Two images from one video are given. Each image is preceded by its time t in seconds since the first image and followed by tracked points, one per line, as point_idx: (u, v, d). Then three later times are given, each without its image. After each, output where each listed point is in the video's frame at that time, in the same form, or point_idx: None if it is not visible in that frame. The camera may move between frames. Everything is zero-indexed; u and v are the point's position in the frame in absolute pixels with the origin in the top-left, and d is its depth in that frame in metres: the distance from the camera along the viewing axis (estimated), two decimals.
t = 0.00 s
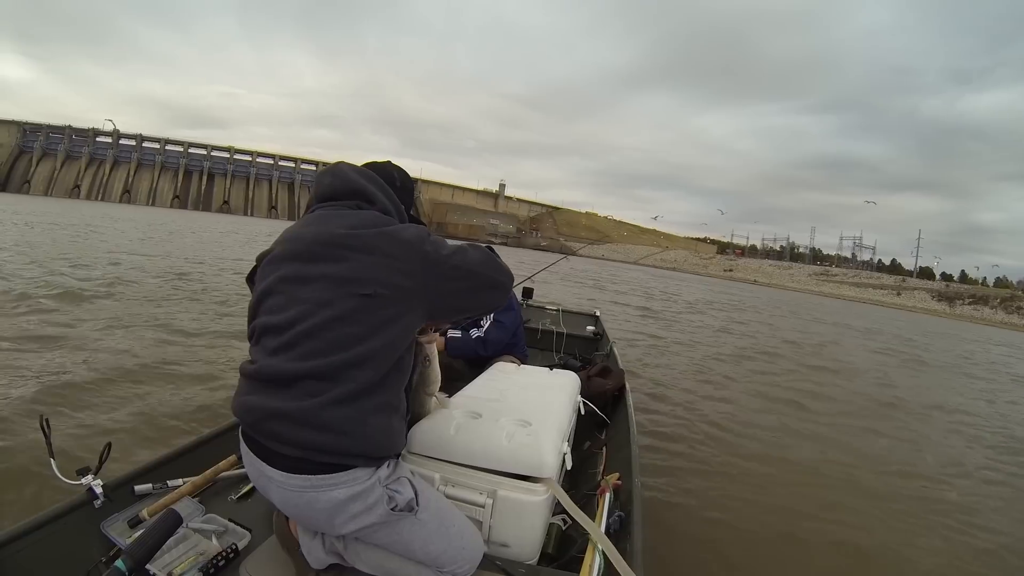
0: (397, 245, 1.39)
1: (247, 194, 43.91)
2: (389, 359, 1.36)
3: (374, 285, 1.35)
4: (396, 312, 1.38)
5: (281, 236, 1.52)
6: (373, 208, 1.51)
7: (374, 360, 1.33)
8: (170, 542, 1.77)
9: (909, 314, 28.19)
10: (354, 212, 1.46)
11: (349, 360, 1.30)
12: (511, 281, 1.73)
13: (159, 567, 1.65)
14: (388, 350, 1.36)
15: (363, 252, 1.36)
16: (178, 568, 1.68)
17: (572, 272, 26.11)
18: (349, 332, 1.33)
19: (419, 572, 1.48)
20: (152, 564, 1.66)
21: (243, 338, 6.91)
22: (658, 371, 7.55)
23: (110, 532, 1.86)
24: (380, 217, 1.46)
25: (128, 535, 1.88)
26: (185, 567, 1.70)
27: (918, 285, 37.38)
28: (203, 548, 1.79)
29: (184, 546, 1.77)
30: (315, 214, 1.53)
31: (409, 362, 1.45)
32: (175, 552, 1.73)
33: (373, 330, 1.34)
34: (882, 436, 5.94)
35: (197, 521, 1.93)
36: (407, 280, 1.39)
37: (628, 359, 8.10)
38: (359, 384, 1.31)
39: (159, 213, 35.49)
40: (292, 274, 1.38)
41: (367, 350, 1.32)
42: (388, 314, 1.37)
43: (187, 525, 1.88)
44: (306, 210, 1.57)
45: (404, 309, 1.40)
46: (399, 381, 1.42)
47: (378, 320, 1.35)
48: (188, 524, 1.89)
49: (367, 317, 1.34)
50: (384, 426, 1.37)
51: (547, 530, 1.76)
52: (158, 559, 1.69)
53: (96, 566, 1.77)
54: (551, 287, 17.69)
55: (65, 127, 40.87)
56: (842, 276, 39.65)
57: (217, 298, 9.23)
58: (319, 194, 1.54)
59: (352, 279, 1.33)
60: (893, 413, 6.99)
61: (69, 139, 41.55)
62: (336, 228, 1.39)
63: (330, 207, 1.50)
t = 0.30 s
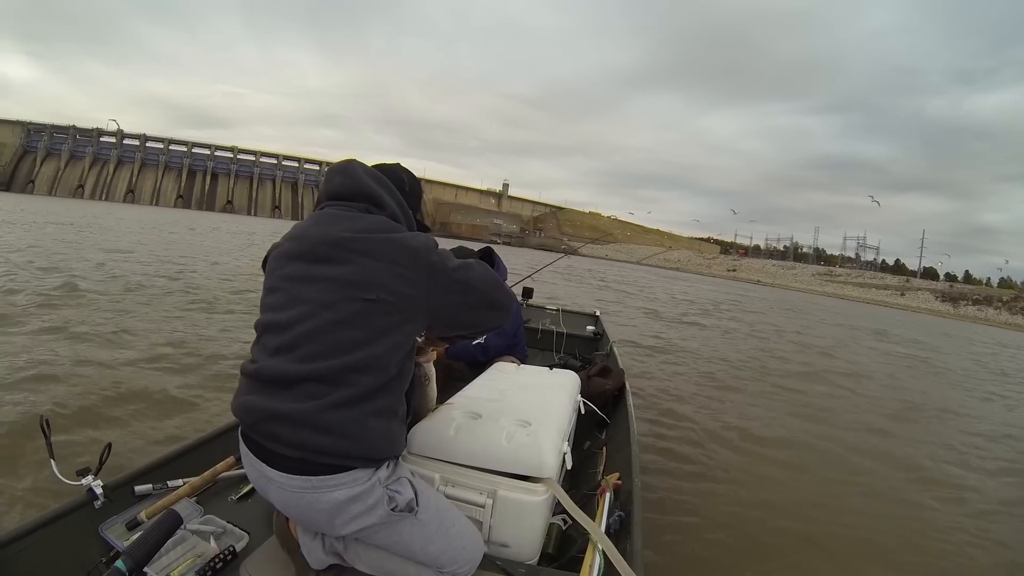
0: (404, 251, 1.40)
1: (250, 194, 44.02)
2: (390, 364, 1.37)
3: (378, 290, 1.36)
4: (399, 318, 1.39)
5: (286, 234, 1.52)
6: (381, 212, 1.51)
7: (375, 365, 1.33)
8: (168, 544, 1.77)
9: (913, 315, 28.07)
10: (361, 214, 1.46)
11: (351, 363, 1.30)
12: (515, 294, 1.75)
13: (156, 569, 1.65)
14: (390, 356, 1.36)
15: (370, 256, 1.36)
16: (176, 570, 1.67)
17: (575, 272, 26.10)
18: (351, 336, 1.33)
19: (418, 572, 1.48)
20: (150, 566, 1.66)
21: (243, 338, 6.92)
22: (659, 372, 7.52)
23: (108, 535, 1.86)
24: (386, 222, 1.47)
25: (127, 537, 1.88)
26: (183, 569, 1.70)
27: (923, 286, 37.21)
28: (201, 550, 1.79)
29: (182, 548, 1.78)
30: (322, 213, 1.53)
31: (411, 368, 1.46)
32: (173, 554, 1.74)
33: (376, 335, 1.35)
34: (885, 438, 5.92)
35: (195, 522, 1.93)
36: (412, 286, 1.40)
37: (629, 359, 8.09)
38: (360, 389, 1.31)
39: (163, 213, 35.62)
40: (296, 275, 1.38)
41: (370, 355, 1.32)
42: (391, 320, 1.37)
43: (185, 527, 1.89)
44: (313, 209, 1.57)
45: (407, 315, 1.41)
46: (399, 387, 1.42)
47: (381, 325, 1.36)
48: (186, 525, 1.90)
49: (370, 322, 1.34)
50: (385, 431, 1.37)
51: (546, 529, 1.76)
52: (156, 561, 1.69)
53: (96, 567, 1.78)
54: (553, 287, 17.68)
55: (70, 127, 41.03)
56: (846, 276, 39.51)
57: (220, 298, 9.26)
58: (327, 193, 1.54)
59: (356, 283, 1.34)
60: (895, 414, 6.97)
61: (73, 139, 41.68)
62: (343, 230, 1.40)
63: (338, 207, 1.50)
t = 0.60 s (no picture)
0: (416, 254, 1.40)
1: (254, 194, 44.17)
2: (398, 366, 1.37)
3: (390, 291, 1.36)
4: (408, 320, 1.39)
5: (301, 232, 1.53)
6: (396, 216, 1.52)
7: (383, 366, 1.33)
8: (168, 545, 1.77)
9: (917, 317, 27.98)
10: (376, 216, 1.47)
11: (359, 362, 1.30)
12: (525, 304, 1.75)
13: (156, 570, 1.65)
14: (398, 357, 1.36)
15: (382, 257, 1.37)
16: (176, 571, 1.68)
17: (578, 274, 26.11)
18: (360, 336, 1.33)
19: (418, 571, 1.48)
20: (150, 566, 1.67)
21: (245, 338, 6.94)
22: (661, 373, 7.51)
23: (107, 536, 1.87)
24: (400, 226, 1.48)
25: (127, 538, 1.88)
26: (183, 569, 1.70)
27: (927, 288, 37.06)
28: (201, 551, 1.80)
29: (182, 548, 1.78)
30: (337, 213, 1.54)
31: (418, 371, 1.45)
32: (172, 555, 1.74)
33: (385, 336, 1.35)
34: (887, 440, 5.91)
35: (195, 523, 1.94)
36: (423, 289, 1.40)
37: (631, 361, 8.08)
38: (366, 388, 1.31)
39: (167, 213, 35.77)
40: (309, 273, 1.39)
41: (378, 355, 1.32)
42: (400, 321, 1.38)
43: (185, 528, 1.89)
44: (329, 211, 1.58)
45: (417, 318, 1.41)
46: (406, 389, 1.42)
47: (390, 326, 1.36)
48: (186, 526, 1.90)
49: (380, 322, 1.34)
50: (389, 432, 1.37)
51: (546, 529, 1.76)
52: (156, 562, 1.69)
53: (96, 567, 1.78)
54: (556, 288, 17.67)
55: (75, 127, 41.25)
56: (849, 278, 39.41)
57: (222, 298, 9.29)
58: (344, 195, 1.54)
59: (368, 283, 1.34)
60: (897, 416, 6.95)
61: (78, 138, 41.83)
62: (357, 230, 1.40)
63: (353, 208, 1.51)
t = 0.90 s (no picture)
0: (421, 255, 1.41)
1: (257, 196, 44.29)
2: (401, 365, 1.37)
3: (394, 291, 1.36)
4: (412, 320, 1.39)
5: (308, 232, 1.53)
6: (402, 218, 1.52)
7: (385, 365, 1.34)
8: (168, 544, 1.78)
9: (921, 313, 27.83)
10: (383, 218, 1.48)
11: (362, 360, 1.31)
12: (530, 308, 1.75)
13: (156, 570, 1.66)
14: (401, 357, 1.36)
15: (388, 257, 1.37)
16: (175, 571, 1.69)
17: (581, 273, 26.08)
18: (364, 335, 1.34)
19: (418, 572, 1.48)
20: (150, 566, 1.67)
21: (246, 340, 6.95)
22: (663, 372, 7.50)
23: (107, 536, 1.88)
24: (406, 227, 1.48)
25: (127, 537, 1.90)
26: (183, 569, 1.71)
27: (932, 284, 36.87)
28: (200, 551, 1.80)
29: (182, 548, 1.79)
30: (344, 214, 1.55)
31: (421, 371, 1.45)
32: (171, 555, 1.74)
33: (388, 335, 1.35)
34: (890, 437, 5.88)
35: (194, 523, 1.95)
36: (428, 289, 1.40)
37: (632, 360, 8.07)
38: (368, 386, 1.31)
39: (171, 216, 35.90)
40: (314, 272, 1.39)
41: (381, 354, 1.33)
42: (403, 321, 1.38)
43: (184, 527, 1.90)
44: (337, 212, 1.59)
45: (421, 317, 1.41)
46: (409, 389, 1.42)
47: (393, 325, 1.36)
48: (186, 526, 1.91)
49: (384, 321, 1.35)
50: (390, 432, 1.37)
51: (546, 529, 1.76)
52: (155, 562, 1.70)
53: (96, 566, 1.79)
54: (558, 288, 17.66)
55: (79, 131, 41.43)
56: (853, 275, 39.25)
57: (224, 300, 9.32)
58: (352, 198, 1.55)
59: (373, 282, 1.35)
60: (901, 414, 6.91)
61: (81, 142, 41.99)
62: (363, 230, 1.41)
63: (360, 209, 1.52)
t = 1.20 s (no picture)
0: (423, 255, 1.41)
1: (258, 198, 44.36)
2: (402, 366, 1.37)
3: (394, 291, 1.36)
4: (412, 322, 1.39)
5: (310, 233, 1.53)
6: (404, 219, 1.52)
7: (386, 366, 1.34)
8: (168, 545, 1.79)
9: (925, 308, 27.74)
10: (385, 218, 1.47)
11: (362, 361, 1.31)
12: (532, 311, 1.75)
13: (156, 570, 1.67)
14: (402, 358, 1.36)
15: (388, 257, 1.37)
16: (176, 571, 1.70)
17: (582, 272, 26.10)
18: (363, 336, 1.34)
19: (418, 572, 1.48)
20: (150, 566, 1.68)
21: (247, 342, 6.97)
22: (665, 370, 7.49)
23: (107, 536, 1.89)
24: (408, 227, 1.48)
25: (127, 538, 1.90)
26: (182, 569, 1.71)
27: (935, 278, 36.73)
28: (201, 551, 1.81)
29: (182, 548, 1.80)
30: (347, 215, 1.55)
31: (421, 372, 1.45)
32: (171, 555, 1.75)
33: (389, 336, 1.35)
34: (893, 434, 5.86)
35: (194, 523, 1.96)
36: (428, 291, 1.40)
37: (634, 358, 8.06)
38: (369, 388, 1.32)
39: (173, 218, 35.98)
40: (315, 272, 1.40)
41: (381, 356, 1.33)
42: (404, 322, 1.38)
43: (184, 528, 1.91)
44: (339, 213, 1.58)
45: (421, 318, 1.41)
46: (409, 391, 1.43)
47: (393, 326, 1.36)
48: (185, 526, 1.92)
49: (385, 322, 1.35)
50: (391, 432, 1.37)
51: (546, 529, 1.76)
52: (155, 562, 1.71)
53: (96, 567, 1.80)
54: (560, 286, 17.64)
55: (80, 135, 41.54)
56: (856, 270, 39.13)
57: (226, 303, 9.33)
58: (354, 198, 1.55)
59: (374, 283, 1.35)
60: (905, 410, 6.88)
61: (82, 146, 42.07)
62: (364, 230, 1.41)
63: (362, 209, 1.51)
